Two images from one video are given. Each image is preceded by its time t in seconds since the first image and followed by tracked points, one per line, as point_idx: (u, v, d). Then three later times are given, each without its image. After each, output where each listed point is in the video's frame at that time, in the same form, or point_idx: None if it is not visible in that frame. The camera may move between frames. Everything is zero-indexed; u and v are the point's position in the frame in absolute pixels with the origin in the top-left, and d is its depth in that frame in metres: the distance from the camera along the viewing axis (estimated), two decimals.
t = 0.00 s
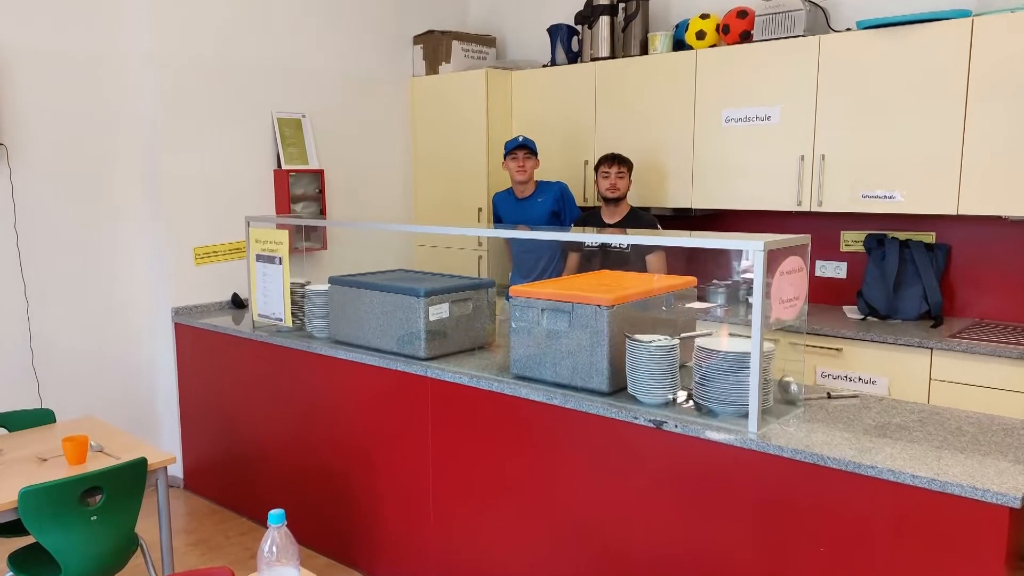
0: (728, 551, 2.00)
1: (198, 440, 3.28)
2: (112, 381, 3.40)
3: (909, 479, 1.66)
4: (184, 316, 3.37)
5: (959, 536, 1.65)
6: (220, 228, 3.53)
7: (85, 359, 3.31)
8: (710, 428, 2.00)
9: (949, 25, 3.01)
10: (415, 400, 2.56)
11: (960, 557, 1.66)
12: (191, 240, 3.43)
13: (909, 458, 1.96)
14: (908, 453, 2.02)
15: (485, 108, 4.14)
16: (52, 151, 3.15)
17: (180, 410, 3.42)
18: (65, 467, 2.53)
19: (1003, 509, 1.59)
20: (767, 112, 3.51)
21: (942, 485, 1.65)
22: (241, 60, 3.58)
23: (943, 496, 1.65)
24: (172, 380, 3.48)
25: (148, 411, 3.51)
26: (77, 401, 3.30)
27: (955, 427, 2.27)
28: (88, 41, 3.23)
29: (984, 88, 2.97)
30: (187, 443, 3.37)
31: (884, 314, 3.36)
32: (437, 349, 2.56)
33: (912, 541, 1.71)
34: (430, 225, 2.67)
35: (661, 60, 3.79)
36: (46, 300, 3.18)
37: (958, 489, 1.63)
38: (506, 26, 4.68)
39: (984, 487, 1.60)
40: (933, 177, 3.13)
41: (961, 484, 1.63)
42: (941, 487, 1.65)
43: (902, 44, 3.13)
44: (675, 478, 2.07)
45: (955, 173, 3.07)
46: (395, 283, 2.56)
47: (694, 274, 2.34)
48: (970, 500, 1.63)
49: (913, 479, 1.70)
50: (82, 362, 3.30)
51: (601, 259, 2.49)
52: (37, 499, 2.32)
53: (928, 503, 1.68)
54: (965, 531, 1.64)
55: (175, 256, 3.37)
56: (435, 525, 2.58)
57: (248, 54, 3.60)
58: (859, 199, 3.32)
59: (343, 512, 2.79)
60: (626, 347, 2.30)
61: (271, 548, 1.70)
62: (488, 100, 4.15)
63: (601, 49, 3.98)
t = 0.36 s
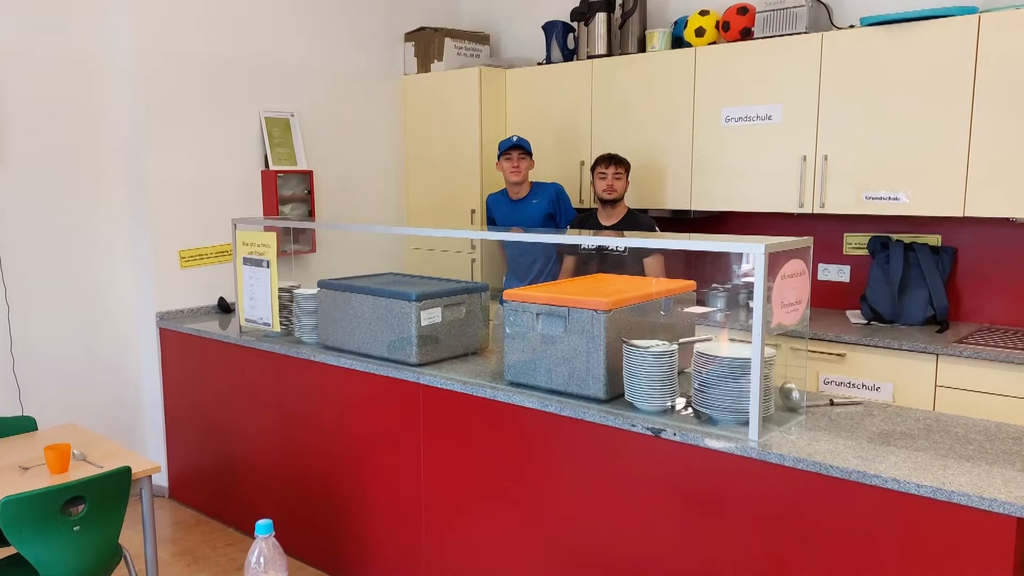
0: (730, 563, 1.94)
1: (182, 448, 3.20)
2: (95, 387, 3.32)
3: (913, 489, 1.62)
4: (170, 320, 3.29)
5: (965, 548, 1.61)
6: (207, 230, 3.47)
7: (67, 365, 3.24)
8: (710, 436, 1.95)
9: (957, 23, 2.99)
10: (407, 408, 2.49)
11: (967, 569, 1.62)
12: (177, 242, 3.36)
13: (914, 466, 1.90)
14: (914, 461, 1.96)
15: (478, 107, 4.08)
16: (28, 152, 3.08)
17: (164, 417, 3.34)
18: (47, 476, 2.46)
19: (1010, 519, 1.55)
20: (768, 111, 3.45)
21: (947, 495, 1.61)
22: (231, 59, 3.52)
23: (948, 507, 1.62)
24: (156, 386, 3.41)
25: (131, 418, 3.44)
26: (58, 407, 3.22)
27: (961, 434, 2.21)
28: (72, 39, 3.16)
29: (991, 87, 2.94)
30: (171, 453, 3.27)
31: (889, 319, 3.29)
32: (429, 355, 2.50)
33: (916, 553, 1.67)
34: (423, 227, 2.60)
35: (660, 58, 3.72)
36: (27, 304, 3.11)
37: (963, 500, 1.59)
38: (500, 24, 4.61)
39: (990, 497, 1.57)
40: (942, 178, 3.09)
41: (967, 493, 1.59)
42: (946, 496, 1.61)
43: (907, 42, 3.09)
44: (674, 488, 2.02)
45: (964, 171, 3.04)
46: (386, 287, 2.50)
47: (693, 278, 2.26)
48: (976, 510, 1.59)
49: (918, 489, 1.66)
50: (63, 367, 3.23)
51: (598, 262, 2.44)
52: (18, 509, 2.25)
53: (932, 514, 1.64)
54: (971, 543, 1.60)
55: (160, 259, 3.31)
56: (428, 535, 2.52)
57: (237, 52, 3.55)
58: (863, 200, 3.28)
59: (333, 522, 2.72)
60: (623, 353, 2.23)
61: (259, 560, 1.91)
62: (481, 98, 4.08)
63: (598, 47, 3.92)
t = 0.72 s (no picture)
0: None
1: (167, 456, 3.13)
2: (78, 393, 3.25)
3: (919, 498, 1.57)
4: (154, 325, 3.23)
5: (971, 559, 1.56)
6: (193, 233, 3.41)
7: (48, 371, 3.16)
8: (709, 444, 1.89)
9: (963, 19, 2.92)
10: (398, 415, 2.42)
11: None
12: (162, 245, 3.30)
13: (920, 476, 1.83)
14: (919, 469, 1.90)
15: (471, 106, 4.02)
16: (9, 152, 3.00)
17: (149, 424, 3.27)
18: (29, 485, 2.39)
19: (1018, 530, 1.50)
20: (769, 111, 3.39)
21: (952, 503, 1.57)
22: (219, 57, 3.47)
23: (954, 516, 1.57)
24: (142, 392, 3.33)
25: (116, 425, 3.36)
26: (40, 415, 3.14)
27: (967, 442, 2.14)
28: (53, 36, 3.09)
29: (999, 85, 2.88)
30: (157, 460, 3.21)
31: (893, 324, 3.23)
32: (421, 361, 2.43)
33: (922, 564, 1.62)
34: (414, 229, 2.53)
35: (657, 55, 3.65)
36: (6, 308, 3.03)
37: (970, 509, 1.55)
38: (494, 22, 4.55)
39: (998, 506, 1.52)
40: (948, 179, 3.03)
41: (974, 503, 1.54)
42: (952, 506, 1.56)
43: (909, 39, 3.04)
44: (674, 498, 1.95)
45: (970, 171, 2.98)
46: (376, 291, 2.43)
47: (692, 280, 2.22)
48: (982, 520, 1.54)
49: (923, 498, 1.61)
50: (44, 373, 3.15)
51: (595, 265, 2.39)
52: None
53: (938, 523, 1.59)
54: (977, 554, 1.56)
55: (146, 261, 3.24)
56: (419, 546, 2.44)
57: (224, 50, 3.49)
58: (867, 201, 3.21)
59: (322, 533, 2.64)
60: (620, 358, 2.17)
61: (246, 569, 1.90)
62: (474, 97, 4.03)
63: (595, 44, 3.84)
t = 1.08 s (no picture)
0: None
1: (152, 464, 3.06)
2: (61, 399, 3.17)
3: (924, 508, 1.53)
4: (139, 330, 3.16)
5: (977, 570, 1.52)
6: (178, 236, 3.35)
7: (28, 377, 3.08)
8: (709, 451, 1.84)
9: (969, 16, 2.87)
10: (389, 422, 2.36)
11: None
12: (147, 249, 3.24)
13: (925, 485, 1.77)
14: (923, 477, 1.85)
15: (465, 105, 3.96)
16: None
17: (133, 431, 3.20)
18: (10, 495, 2.32)
19: None
20: (771, 110, 3.33)
21: (958, 513, 1.52)
22: (206, 55, 3.41)
23: (960, 526, 1.53)
24: (126, 398, 3.26)
25: (99, 432, 3.29)
26: (20, 423, 3.07)
27: (973, 449, 2.08)
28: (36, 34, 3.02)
29: (1006, 84, 2.82)
30: (141, 468, 3.14)
31: (897, 328, 3.17)
32: (413, 366, 2.37)
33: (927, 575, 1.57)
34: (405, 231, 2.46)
35: (655, 53, 3.59)
36: None
37: (977, 519, 1.50)
38: (487, 19, 4.48)
39: (1006, 516, 1.47)
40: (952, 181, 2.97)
41: (981, 512, 1.50)
42: (958, 515, 1.52)
43: (913, 37, 2.98)
44: (672, 508, 1.90)
45: (976, 171, 2.92)
46: (367, 295, 2.37)
47: (692, 284, 2.14)
48: (989, 530, 1.50)
49: (928, 507, 1.56)
50: (25, 380, 3.07)
51: (591, 269, 2.31)
52: None
53: (943, 534, 1.54)
54: (984, 566, 1.51)
55: (130, 264, 3.18)
56: (410, 557, 2.38)
57: (212, 47, 3.43)
58: (870, 203, 3.15)
59: (311, 543, 2.57)
60: (617, 364, 2.11)
61: None
62: (468, 95, 3.97)
63: (592, 42, 3.79)
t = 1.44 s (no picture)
0: None
1: (137, 473, 2.99)
2: (45, 406, 3.09)
3: (930, 517, 1.48)
4: (124, 334, 3.10)
5: None
6: (163, 238, 3.28)
7: (9, 383, 3.01)
8: (708, 459, 1.79)
9: (976, 12, 2.81)
10: (380, 429, 2.30)
11: None
12: (132, 251, 3.18)
13: (931, 494, 1.71)
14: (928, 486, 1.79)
15: (458, 104, 3.91)
16: None
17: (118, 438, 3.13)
18: None
19: None
20: (772, 109, 3.27)
21: (964, 522, 1.47)
22: (192, 52, 3.36)
23: (966, 536, 1.48)
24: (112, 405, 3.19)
25: (84, 441, 3.20)
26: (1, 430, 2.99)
27: (980, 457, 2.02)
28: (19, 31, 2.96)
29: (1013, 82, 2.77)
30: (126, 477, 3.07)
31: (902, 333, 3.11)
32: (406, 372, 2.31)
33: None
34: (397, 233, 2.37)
35: (652, 51, 3.54)
36: None
37: (984, 528, 1.45)
38: (481, 17, 4.43)
39: (1014, 526, 1.42)
40: (957, 182, 2.93)
41: (989, 522, 1.45)
42: (965, 525, 1.47)
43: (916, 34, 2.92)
44: (670, 519, 1.84)
45: (983, 171, 2.86)
46: (358, 299, 2.31)
47: (690, 289, 2.08)
48: (997, 540, 1.45)
49: (933, 516, 1.51)
50: (6, 385, 3.00)
51: (587, 272, 2.25)
52: None
53: (948, 544, 1.49)
54: None
55: (114, 268, 3.12)
56: (402, 567, 2.32)
57: (199, 45, 3.38)
58: (874, 204, 3.10)
59: (300, 554, 2.50)
60: (615, 369, 2.05)
61: None
62: (461, 94, 3.92)
63: (588, 40, 3.73)
